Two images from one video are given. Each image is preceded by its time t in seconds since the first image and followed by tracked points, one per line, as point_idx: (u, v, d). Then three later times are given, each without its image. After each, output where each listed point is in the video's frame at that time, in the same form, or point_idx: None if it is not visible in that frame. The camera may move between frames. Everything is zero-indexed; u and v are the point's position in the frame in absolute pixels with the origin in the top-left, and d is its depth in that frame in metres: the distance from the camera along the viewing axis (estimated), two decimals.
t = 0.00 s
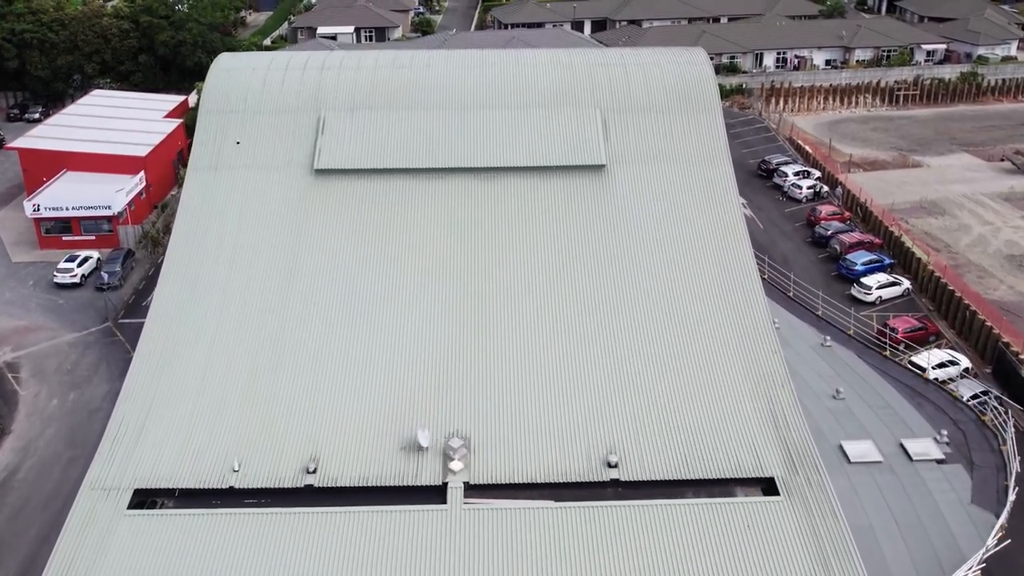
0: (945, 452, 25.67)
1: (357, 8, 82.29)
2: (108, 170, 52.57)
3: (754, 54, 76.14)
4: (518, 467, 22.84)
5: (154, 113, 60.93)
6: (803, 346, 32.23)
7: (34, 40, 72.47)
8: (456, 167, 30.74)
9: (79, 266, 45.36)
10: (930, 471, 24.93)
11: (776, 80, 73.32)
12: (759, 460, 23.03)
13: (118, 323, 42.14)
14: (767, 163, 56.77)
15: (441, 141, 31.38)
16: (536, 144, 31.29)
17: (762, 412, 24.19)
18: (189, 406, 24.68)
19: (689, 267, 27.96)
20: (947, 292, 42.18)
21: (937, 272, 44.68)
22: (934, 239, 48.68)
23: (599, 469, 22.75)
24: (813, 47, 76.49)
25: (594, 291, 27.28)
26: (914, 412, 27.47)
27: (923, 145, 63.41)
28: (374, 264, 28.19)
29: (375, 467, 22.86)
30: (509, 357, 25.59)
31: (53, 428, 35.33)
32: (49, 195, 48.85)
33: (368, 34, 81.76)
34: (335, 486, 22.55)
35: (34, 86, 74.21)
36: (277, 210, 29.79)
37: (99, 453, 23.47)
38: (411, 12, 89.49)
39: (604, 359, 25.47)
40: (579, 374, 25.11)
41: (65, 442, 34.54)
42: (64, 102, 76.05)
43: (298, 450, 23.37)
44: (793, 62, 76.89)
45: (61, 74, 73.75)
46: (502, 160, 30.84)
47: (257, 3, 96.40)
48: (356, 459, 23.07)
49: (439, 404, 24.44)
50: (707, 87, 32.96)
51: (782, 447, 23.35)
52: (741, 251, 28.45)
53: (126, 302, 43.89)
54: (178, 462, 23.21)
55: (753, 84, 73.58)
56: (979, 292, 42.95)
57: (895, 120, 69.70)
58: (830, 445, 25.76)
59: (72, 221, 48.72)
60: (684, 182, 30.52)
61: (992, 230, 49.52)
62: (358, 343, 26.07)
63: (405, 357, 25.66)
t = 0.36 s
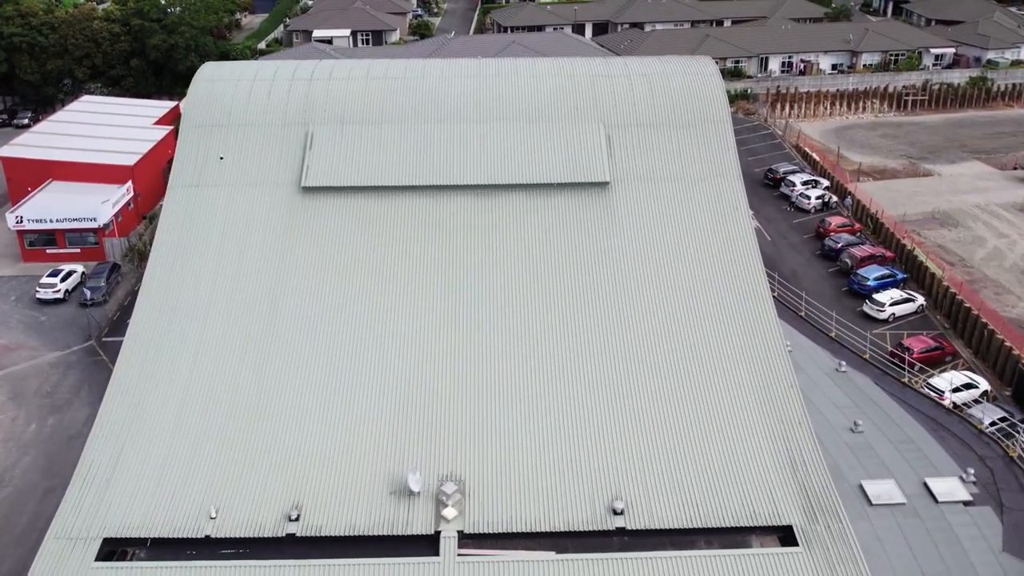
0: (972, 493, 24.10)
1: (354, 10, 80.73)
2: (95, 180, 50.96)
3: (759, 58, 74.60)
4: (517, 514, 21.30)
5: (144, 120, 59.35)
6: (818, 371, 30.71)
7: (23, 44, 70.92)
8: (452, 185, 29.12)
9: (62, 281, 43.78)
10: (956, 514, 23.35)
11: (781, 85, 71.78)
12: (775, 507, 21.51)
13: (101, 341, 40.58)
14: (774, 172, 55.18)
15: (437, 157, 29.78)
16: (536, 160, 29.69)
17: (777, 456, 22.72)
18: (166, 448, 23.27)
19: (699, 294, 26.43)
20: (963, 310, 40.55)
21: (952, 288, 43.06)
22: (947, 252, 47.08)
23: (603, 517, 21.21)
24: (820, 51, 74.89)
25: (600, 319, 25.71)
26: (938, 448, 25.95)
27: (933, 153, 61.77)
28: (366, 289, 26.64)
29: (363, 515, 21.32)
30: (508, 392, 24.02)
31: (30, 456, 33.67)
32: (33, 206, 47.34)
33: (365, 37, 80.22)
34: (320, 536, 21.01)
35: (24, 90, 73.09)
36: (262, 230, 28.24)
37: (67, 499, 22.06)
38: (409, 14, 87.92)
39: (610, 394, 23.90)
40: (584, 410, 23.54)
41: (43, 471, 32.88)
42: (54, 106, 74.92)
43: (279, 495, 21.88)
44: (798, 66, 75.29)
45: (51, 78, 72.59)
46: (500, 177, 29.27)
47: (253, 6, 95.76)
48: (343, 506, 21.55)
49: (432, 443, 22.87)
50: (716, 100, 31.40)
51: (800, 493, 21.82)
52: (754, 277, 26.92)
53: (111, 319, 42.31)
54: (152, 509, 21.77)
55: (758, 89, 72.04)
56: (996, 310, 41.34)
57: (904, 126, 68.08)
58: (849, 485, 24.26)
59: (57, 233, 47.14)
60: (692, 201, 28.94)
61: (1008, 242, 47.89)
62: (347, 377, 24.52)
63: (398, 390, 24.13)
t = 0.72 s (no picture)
0: (1004, 539, 22.45)
1: (350, 13, 79.10)
2: (80, 190, 49.31)
3: (765, 62, 73.04)
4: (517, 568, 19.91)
5: (134, 127, 57.70)
6: (834, 398, 29.27)
7: (11, 48, 69.25)
8: (448, 204, 27.54)
9: (45, 296, 42.19)
10: (987, 561, 21.70)
11: (787, 90, 70.29)
12: (795, 563, 20.16)
13: (84, 360, 39.02)
14: (781, 181, 53.59)
15: (432, 174, 28.20)
16: (537, 178, 28.13)
17: (796, 506, 21.43)
18: (139, 493, 21.90)
19: (711, 328, 25.10)
20: (980, 328, 38.93)
21: (969, 305, 41.43)
22: (962, 266, 45.46)
23: (609, 571, 19.78)
24: (826, 55, 73.29)
25: (603, 355, 24.31)
26: (964, 489, 24.60)
27: (944, 161, 60.15)
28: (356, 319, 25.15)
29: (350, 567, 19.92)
30: (506, 435, 22.64)
31: (4, 484, 31.82)
32: (16, 218, 45.75)
33: (361, 41, 78.53)
34: None
35: (14, 95, 71.58)
36: (247, 252, 26.69)
37: (33, 545, 20.78)
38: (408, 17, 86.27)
39: (615, 439, 22.53)
40: (585, 456, 22.19)
41: (18, 501, 31.01)
42: (45, 111, 73.38)
43: (260, 544, 20.54)
44: (805, 71, 73.71)
45: (42, 82, 71.11)
46: (498, 195, 27.68)
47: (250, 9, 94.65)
48: (327, 557, 20.19)
49: (426, 489, 21.50)
50: (727, 113, 29.81)
51: (822, 546, 20.50)
52: (769, 309, 25.62)
53: (94, 337, 40.74)
54: (124, 558, 20.50)
55: (764, 94, 70.52)
56: (1015, 328, 39.73)
57: (913, 133, 66.49)
58: (871, 528, 22.79)
59: (40, 246, 45.58)
60: (702, 224, 27.44)
61: None
62: (336, 413, 23.10)
63: (389, 431, 22.71)
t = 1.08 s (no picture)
0: None
1: (347, 16, 77.55)
2: (66, 200, 47.75)
3: (770, 67, 71.39)
4: None
5: (123, 135, 56.03)
6: (851, 427, 27.82)
7: None
8: (444, 225, 25.96)
9: (26, 313, 40.60)
10: None
11: (793, 95, 68.69)
12: None
13: (65, 381, 37.40)
14: (789, 191, 51.97)
15: (427, 194, 26.65)
16: (539, 198, 26.57)
17: (817, 559, 19.91)
18: (106, 544, 20.46)
19: (723, 361, 23.73)
20: (999, 348, 37.30)
21: (987, 323, 39.83)
22: (978, 280, 43.88)
23: None
24: (833, 60, 71.68)
25: (608, 394, 22.87)
26: (992, 532, 23.20)
27: (955, 169, 58.59)
28: (343, 353, 23.66)
29: None
30: (505, 481, 21.24)
31: None
32: None
33: (358, 44, 76.83)
34: None
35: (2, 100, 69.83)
36: (230, 278, 25.16)
37: None
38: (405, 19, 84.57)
39: (619, 485, 21.11)
40: (590, 505, 20.79)
41: None
42: (34, 116, 71.65)
43: None
44: (811, 75, 72.11)
45: (30, 87, 69.43)
46: (497, 216, 26.12)
47: (245, 11, 93.03)
48: None
49: (419, 542, 20.12)
50: (737, 128, 28.25)
51: None
52: (785, 341, 24.18)
53: (77, 357, 39.14)
54: None
55: (769, 100, 68.91)
56: None
57: (923, 139, 64.93)
58: None
59: (22, 260, 43.96)
60: (713, 247, 25.93)
61: None
62: (325, 457, 21.75)
63: (377, 477, 21.32)
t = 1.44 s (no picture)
0: None
1: (343, 19, 75.94)
2: (49, 212, 46.09)
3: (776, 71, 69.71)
4: None
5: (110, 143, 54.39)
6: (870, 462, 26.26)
7: None
8: (437, 249, 24.37)
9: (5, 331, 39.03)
10: None
11: (800, 100, 67.03)
12: None
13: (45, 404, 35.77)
14: (797, 201, 50.35)
15: (421, 216, 25.06)
16: (539, 220, 24.98)
17: None
18: None
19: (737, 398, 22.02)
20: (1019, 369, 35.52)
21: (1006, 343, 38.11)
22: (995, 296, 42.28)
23: None
24: (840, 64, 70.00)
25: (614, 433, 21.28)
26: None
27: (967, 177, 56.96)
28: (328, 388, 22.02)
29: None
30: (502, 532, 19.60)
31: None
32: None
33: (355, 48, 75.19)
34: None
35: None
36: (208, 306, 23.54)
37: None
38: (403, 22, 82.94)
39: (626, 537, 19.50)
40: (594, 560, 19.17)
41: None
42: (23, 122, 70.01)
43: None
44: (817, 80, 70.40)
45: (19, 92, 67.83)
46: (494, 240, 24.51)
47: (240, 13, 91.43)
48: None
49: None
50: (749, 144, 26.63)
51: None
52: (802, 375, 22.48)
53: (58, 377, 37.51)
54: None
55: (775, 105, 67.24)
56: None
57: (933, 146, 63.28)
58: None
59: (4, 274, 42.37)
60: (725, 273, 24.28)
61: None
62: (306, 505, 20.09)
63: (364, 529, 19.69)
